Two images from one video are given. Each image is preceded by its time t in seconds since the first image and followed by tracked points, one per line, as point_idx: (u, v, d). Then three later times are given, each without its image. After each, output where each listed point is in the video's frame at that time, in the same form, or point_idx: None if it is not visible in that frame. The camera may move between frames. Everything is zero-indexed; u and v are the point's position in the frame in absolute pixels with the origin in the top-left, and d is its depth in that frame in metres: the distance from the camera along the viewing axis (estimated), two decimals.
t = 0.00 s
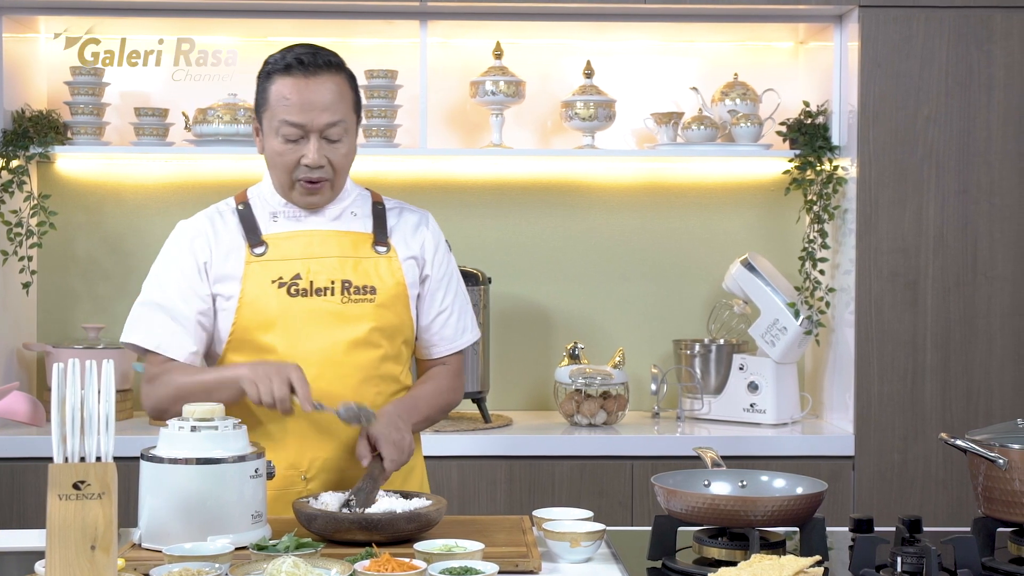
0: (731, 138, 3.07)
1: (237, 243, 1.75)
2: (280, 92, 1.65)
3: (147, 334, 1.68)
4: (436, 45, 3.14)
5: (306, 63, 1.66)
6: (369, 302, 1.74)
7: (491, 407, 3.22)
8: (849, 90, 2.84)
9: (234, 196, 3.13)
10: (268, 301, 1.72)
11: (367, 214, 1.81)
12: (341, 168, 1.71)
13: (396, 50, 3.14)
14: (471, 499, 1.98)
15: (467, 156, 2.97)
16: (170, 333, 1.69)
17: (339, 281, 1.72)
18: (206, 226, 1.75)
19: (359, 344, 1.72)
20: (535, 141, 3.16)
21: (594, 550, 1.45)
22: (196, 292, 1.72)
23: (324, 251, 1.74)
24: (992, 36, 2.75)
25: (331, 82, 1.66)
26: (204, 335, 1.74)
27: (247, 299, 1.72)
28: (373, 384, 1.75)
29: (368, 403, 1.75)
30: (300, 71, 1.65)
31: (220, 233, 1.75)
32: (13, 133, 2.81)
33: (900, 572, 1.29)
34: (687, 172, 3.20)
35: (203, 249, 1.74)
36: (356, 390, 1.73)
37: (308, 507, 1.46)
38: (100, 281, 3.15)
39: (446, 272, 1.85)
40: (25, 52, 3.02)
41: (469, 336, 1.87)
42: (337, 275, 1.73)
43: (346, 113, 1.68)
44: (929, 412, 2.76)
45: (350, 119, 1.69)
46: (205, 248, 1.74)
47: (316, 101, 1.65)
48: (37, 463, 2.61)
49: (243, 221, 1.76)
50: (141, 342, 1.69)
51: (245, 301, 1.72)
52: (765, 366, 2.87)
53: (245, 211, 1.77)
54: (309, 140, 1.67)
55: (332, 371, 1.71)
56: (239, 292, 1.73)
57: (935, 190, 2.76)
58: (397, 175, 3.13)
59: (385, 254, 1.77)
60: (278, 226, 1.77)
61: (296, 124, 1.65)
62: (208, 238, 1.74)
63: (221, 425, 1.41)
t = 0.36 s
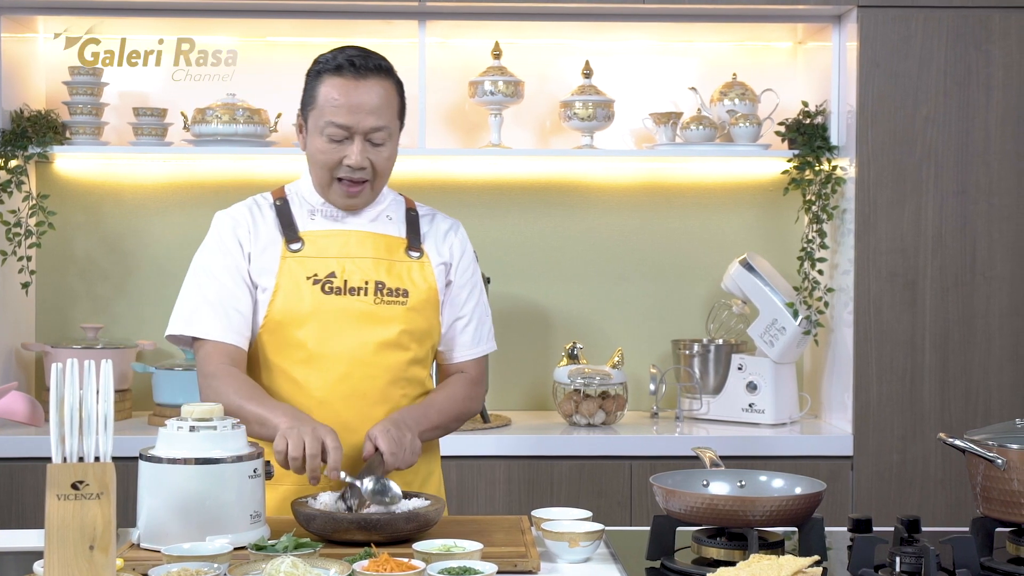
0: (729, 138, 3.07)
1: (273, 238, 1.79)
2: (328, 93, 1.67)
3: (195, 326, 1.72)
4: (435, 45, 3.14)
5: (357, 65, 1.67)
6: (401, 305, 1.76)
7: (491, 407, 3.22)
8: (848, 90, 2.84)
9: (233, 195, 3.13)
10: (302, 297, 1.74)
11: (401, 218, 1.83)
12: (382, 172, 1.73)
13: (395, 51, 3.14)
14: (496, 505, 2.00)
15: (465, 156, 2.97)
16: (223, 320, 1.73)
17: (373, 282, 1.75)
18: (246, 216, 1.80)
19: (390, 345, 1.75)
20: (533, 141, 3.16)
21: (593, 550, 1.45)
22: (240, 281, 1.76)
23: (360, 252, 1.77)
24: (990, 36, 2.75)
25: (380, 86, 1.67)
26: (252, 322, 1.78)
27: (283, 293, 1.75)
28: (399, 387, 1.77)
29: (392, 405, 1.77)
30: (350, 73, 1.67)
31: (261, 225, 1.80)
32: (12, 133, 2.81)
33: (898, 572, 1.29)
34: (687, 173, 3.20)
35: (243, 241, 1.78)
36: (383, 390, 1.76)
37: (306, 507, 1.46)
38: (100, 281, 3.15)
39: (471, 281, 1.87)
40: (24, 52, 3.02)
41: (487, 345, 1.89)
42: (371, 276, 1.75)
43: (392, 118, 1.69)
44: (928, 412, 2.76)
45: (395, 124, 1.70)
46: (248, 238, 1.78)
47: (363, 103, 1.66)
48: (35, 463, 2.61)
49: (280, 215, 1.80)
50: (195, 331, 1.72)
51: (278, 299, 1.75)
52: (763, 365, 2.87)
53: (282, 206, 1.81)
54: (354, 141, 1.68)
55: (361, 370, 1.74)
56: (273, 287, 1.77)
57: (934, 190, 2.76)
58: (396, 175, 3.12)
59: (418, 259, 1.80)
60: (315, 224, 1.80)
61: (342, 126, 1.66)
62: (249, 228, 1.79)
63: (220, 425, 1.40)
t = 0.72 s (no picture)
0: (729, 138, 3.07)
1: (292, 238, 1.79)
2: (353, 94, 1.67)
3: (209, 320, 1.72)
4: (435, 45, 3.14)
5: (384, 68, 1.67)
6: (417, 309, 1.77)
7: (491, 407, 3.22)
8: (847, 90, 2.84)
9: (233, 195, 3.13)
10: (319, 297, 1.75)
11: (420, 222, 1.86)
12: (403, 175, 1.74)
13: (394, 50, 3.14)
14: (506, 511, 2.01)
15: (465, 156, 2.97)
16: (229, 317, 1.72)
17: (390, 285, 1.76)
18: (265, 214, 1.80)
19: (405, 349, 1.76)
20: (533, 141, 3.17)
21: (592, 550, 1.45)
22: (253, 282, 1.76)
23: (378, 254, 1.78)
24: (989, 36, 2.75)
25: (405, 90, 1.68)
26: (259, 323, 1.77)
27: (299, 292, 1.76)
28: (412, 390, 1.78)
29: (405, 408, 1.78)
30: (376, 76, 1.67)
31: (279, 225, 1.80)
32: (11, 133, 2.81)
33: (897, 572, 1.28)
34: (686, 173, 3.20)
35: (262, 240, 1.78)
36: (397, 394, 1.77)
37: (305, 507, 1.45)
38: (100, 281, 3.15)
39: (489, 287, 1.91)
40: (24, 52, 3.02)
41: (507, 350, 1.94)
42: (388, 278, 1.77)
43: (415, 123, 1.69)
44: (927, 412, 2.76)
45: (418, 129, 1.71)
46: (264, 237, 1.78)
47: (388, 107, 1.66)
48: (34, 463, 2.61)
49: (300, 215, 1.80)
50: (200, 325, 1.72)
51: (296, 295, 1.76)
52: (763, 365, 2.87)
53: (302, 205, 1.81)
54: (376, 143, 1.69)
55: (376, 372, 1.75)
56: (291, 286, 1.77)
57: (934, 190, 2.76)
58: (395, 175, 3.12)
59: (436, 264, 1.82)
60: (335, 224, 1.81)
61: (366, 128, 1.66)
62: (268, 227, 1.79)
63: (220, 425, 1.40)
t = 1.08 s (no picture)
0: (728, 138, 3.07)
1: (302, 238, 1.80)
2: (366, 96, 1.67)
3: (212, 318, 1.72)
4: (434, 45, 3.14)
5: (398, 71, 1.68)
6: (426, 312, 1.78)
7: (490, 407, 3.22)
8: (847, 90, 2.84)
9: (232, 196, 3.13)
10: (327, 298, 1.75)
11: (431, 224, 1.86)
12: (413, 178, 1.73)
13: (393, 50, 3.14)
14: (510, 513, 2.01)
15: (464, 156, 2.97)
16: (233, 315, 1.72)
17: (399, 287, 1.77)
18: (275, 214, 1.81)
19: (412, 351, 1.76)
20: (533, 141, 3.17)
21: (592, 550, 1.45)
22: (259, 281, 1.76)
23: (388, 255, 1.78)
24: (989, 36, 2.75)
25: (418, 94, 1.68)
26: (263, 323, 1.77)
27: (307, 293, 1.76)
28: (419, 393, 1.78)
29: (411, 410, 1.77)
30: (389, 78, 1.67)
31: (288, 225, 1.80)
32: (11, 133, 2.82)
33: (896, 572, 1.28)
34: (685, 173, 3.20)
35: (271, 240, 1.78)
36: (404, 396, 1.76)
37: (305, 507, 1.45)
38: (99, 281, 3.15)
39: (499, 292, 1.92)
40: (23, 52, 3.02)
41: (515, 354, 1.95)
42: (397, 280, 1.77)
43: (427, 127, 1.69)
44: (927, 412, 2.76)
45: (430, 133, 1.71)
46: (273, 237, 1.79)
47: (400, 109, 1.66)
48: (33, 464, 2.61)
49: (310, 215, 1.80)
50: (203, 323, 1.72)
51: (305, 295, 1.76)
52: (762, 365, 2.87)
53: (313, 205, 1.81)
54: (387, 146, 1.69)
55: (383, 374, 1.74)
56: (301, 285, 1.77)
57: (933, 190, 2.76)
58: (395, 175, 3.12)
59: (446, 267, 1.83)
60: (345, 225, 1.81)
61: (378, 131, 1.66)
62: (277, 227, 1.80)
63: (219, 425, 1.40)
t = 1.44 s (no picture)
0: (728, 138, 3.07)
1: (309, 238, 1.79)
2: (378, 98, 1.67)
3: (226, 314, 1.70)
4: (434, 45, 3.14)
5: (410, 73, 1.67)
6: (432, 315, 1.78)
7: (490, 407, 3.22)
8: (846, 90, 2.84)
9: (231, 196, 3.14)
10: (333, 300, 1.75)
11: (437, 225, 1.86)
12: (422, 181, 1.73)
13: (393, 50, 3.14)
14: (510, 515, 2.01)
15: (464, 156, 2.97)
16: (247, 311, 1.70)
17: (406, 290, 1.77)
18: (283, 212, 1.80)
19: (417, 354, 1.77)
20: (533, 141, 3.17)
21: (592, 550, 1.45)
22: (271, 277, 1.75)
23: (396, 258, 1.78)
24: (988, 36, 2.75)
25: (430, 97, 1.68)
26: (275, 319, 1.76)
27: (314, 294, 1.76)
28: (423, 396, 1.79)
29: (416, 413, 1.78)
30: (401, 80, 1.67)
31: (296, 224, 1.80)
32: (10, 133, 2.82)
33: (896, 572, 1.28)
34: (685, 173, 3.20)
35: (281, 238, 1.78)
36: (409, 399, 1.77)
37: (304, 507, 1.45)
38: (98, 281, 3.15)
39: (501, 293, 1.92)
40: (22, 52, 3.02)
41: (517, 355, 1.96)
42: (404, 284, 1.77)
43: (438, 130, 1.69)
44: (926, 412, 2.76)
45: (440, 136, 1.71)
46: (282, 234, 1.78)
47: (411, 112, 1.66)
48: (33, 463, 2.61)
49: (317, 214, 1.80)
50: (216, 320, 1.70)
51: (312, 296, 1.76)
52: (762, 365, 2.87)
53: (320, 205, 1.80)
54: (397, 148, 1.69)
55: (387, 377, 1.75)
56: (308, 286, 1.77)
57: (932, 190, 2.76)
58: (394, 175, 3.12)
59: (451, 270, 1.83)
60: (352, 226, 1.81)
61: (388, 133, 1.66)
62: (286, 225, 1.79)
63: (219, 425, 1.40)
